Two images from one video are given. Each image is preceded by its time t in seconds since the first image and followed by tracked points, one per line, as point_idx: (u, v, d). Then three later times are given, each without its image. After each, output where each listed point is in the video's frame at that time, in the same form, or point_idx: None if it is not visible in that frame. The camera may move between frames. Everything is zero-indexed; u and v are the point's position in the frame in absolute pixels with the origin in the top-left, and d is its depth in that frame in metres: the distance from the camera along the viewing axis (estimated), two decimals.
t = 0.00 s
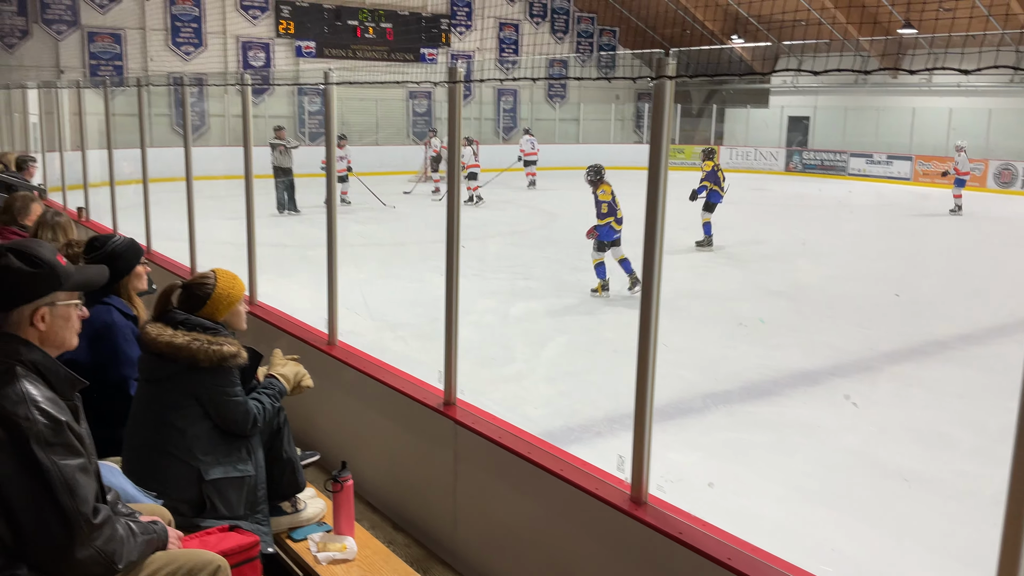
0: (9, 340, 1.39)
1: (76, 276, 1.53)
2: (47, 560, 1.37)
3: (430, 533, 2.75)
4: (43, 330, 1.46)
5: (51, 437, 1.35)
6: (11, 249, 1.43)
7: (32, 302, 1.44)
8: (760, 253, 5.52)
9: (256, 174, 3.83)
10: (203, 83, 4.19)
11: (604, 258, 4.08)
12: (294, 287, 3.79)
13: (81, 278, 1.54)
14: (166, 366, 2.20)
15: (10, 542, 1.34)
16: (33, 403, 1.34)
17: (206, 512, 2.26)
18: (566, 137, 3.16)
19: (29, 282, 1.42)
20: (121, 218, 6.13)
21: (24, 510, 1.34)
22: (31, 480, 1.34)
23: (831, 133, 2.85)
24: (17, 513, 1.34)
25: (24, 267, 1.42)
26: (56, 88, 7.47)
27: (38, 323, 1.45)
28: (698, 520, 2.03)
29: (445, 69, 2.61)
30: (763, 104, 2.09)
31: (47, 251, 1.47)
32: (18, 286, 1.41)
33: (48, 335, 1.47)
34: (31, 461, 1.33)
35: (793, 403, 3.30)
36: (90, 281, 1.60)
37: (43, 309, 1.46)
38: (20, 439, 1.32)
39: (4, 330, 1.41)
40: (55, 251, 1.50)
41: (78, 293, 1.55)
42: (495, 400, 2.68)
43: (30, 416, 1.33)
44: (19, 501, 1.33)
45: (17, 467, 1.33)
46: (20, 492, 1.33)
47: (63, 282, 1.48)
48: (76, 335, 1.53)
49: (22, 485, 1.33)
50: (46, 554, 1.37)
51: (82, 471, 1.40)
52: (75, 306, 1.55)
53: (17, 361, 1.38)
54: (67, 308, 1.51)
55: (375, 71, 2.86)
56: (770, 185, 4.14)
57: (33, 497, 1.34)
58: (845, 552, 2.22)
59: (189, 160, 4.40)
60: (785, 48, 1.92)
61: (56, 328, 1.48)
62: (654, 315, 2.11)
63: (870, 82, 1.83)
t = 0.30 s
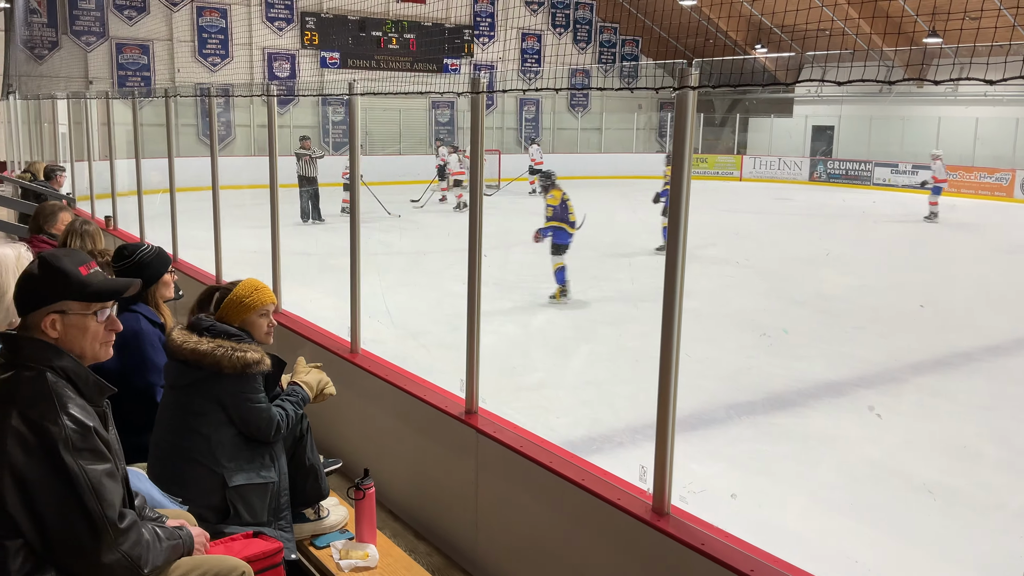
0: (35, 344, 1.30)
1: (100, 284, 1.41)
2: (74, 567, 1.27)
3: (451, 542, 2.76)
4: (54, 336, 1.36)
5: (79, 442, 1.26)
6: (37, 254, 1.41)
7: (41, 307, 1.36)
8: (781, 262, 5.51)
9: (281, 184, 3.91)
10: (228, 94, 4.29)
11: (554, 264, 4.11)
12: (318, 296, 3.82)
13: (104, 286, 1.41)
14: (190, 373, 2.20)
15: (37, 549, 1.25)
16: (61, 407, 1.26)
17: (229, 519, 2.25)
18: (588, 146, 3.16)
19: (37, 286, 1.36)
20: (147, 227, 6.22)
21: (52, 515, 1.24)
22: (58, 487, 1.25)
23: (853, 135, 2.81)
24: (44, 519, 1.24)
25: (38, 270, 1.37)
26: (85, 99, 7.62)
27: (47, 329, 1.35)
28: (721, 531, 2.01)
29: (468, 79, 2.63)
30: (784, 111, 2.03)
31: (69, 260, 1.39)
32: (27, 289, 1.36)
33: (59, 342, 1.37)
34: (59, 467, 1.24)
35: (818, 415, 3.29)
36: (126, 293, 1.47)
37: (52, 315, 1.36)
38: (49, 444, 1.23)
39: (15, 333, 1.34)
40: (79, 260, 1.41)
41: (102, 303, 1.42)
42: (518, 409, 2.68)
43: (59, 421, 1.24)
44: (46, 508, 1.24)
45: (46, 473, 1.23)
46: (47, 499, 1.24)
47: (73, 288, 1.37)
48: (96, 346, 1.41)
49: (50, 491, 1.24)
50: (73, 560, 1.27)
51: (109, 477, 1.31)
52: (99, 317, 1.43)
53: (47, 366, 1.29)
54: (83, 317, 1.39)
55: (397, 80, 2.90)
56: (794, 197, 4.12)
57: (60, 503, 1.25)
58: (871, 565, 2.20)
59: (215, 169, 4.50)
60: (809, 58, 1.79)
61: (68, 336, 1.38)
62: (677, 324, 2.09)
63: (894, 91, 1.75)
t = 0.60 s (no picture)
0: (55, 351, 1.30)
1: (118, 293, 1.40)
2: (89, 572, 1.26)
3: (464, 549, 2.77)
4: (70, 343, 1.36)
5: (96, 448, 1.25)
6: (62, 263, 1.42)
7: (59, 314, 1.36)
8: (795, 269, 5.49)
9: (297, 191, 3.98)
10: (246, 102, 4.38)
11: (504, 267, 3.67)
12: (333, 303, 3.85)
13: (121, 295, 1.40)
14: (204, 380, 2.20)
15: (53, 552, 1.24)
16: (79, 412, 1.25)
17: (243, 525, 2.24)
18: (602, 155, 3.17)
19: (55, 293, 1.37)
20: (164, 234, 6.27)
21: (68, 519, 1.24)
22: (74, 492, 1.24)
23: (872, 133, 2.81)
24: (60, 523, 1.23)
25: (59, 277, 1.38)
26: (103, 106, 7.69)
27: (63, 336, 1.35)
28: (736, 541, 2.00)
29: (483, 88, 2.66)
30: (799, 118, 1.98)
31: (89, 269, 1.40)
32: (46, 294, 1.37)
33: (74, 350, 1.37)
34: (76, 472, 1.23)
35: (833, 424, 3.27)
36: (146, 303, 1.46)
37: (69, 322, 1.36)
38: (66, 450, 1.22)
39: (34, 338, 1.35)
40: (99, 270, 1.41)
41: (118, 312, 1.40)
42: (531, 417, 2.68)
43: (76, 427, 1.24)
44: (62, 512, 1.23)
45: (62, 477, 1.22)
46: (63, 504, 1.23)
47: (89, 296, 1.37)
48: (112, 355, 1.40)
49: (65, 496, 1.23)
50: (88, 564, 1.26)
51: (125, 482, 1.30)
52: (117, 326, 1.41)
53: (66, 373, 1.28)
54: (98, 325, 1.38)
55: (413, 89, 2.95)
56: (806, 204, 4.12)
57: (76, 508, 1.24)
58: None
59: (232, 177, 4.59)
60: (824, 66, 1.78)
61: (84, 344, 1.37)
62: (691, 332, 2.07)
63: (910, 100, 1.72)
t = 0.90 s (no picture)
0: (66, 355, 1.29)
1: (126, 297, 1.41)
2: None
3: (474, 555, 2.77)
4: (80, 348, 1.36)
5: (105, 452, 1.25)
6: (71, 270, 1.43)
7: (68, 319, 1.36)
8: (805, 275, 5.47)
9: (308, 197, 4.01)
10: (257, 107, 4.41)
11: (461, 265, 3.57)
12: (342, 307, 3.85)
13: (130, 300, 1.41)
14: (215, 385, 2.19)
15: (63, 557, 1.23)
16: (89, 417, 1.24)
17: (253, 530, 2.24)
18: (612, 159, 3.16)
19: (63, 298, 1.37)
20: (175, 239, 6.30)
21: (77, 524, 1.23)
22: (83, 497, 1.23)
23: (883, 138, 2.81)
24: (69, 527, 1.23)
25: (67, 284, 1.39)
26: (115, 112, 7.74)
27: (73, 341, 1.35)
28: (748, 548, 1.99)
29: (494, 94, 2.66)
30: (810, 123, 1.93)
31: (98, 274, 1.40)
32: (54, 300, 1.38)
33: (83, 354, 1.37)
34: (86, 476, 1.22)
35: (845, 431, 3.26)
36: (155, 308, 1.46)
37: (78, 327, 1.36)
38: (76, 455, 1.22)
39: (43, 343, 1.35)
40: (108, 276, 1.41)
41: (126, 316, 1.40)
42: (541, 422, 2.68)
43: (86, 432, 1.23)
44: (72, 516, 1.22)
45: (71, 482, 1.22)
46: (74, 509, 1.22)
47: (95, 301, 1.37)
48: (121, 360, 1.40)
49: (75, 501, 1.22)
50: (96, 569, 1.25)
51: (134, 487, 1.29)
52: (125, 330, 1.41)
53: (76, 378, 1.28)
54: (107, 329, 1.38)
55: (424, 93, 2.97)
56: (816, 210, 4.11)
57: (86, 513, 1.23)
58: None
59: (243, 182, 4.62)
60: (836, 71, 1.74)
61: (92, 349, 1.37)
62: (701, 337, 2.06)
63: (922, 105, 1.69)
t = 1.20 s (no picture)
0: (71, 358, 1.30)
1: (129, 300, 1.41)
2: None
3: (478, 558, 2.77)
4: (85, 351, 1.36)
5: (111, 455, 1.25)
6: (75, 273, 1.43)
7: (72, 322, 1.36)
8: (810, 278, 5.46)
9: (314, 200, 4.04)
10: (263, 111, 4.43)
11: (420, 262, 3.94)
12: (348, 311, 3.86)
13: (134, 302, 1.41)
14: (219, 388, 2.19)
15: (69, 560, 1.23)
16: (94, 420, 1.25)
17: (259, 533, 2.23)
18: (617, 163, 3.16)
19: (67, 301, 1.38)
20: (181, 243, 6.33)
21: (83, 526, 1.23)
22: (89, 500, 1.23)
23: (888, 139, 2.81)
24: (75, 530, 1.23)
25: (70, 287, 1.39)
26: (122, 116, 7.77)
27: (78, 344, 1.36)
28: (754, 553, 1.98)
29: (499, 97, 2.66)
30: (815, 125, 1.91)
31: (101, 276, 1.40)
32: (58, 303, 1.38)
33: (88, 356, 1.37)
34: (91, 479, 1.22)
35: (849, 434, 3.25)
36: (158, 309, 1.46)
37: (82, 329, 1.36)
38: (81, 457, 1.22)
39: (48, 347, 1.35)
40: (111, 278, 1.41)
41: (131, 318, 1.41)
42: (546, 426, 2.68)
43: (92, 435, 1.23)
44: (77, 519, 1.22)
45: (77, 484, 1.22)
46: (79, 511, 1.22)
47: (98, 304, 1.37)
48: (126, 361, 1.40)
49: (81, 504, 1.22)
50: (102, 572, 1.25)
51: (139, 490, 1.29)
52: (130, 332, 1.41)
53: (82, 381, 1.28)
54: (111, 331, 1.39)
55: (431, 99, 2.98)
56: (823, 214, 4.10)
57: (91, 515, 1.23)
58: None
59: (250, 185, 4.65)
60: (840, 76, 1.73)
61: (97, 351, 1.37)
62: (707, 341, 2.05)
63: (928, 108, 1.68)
